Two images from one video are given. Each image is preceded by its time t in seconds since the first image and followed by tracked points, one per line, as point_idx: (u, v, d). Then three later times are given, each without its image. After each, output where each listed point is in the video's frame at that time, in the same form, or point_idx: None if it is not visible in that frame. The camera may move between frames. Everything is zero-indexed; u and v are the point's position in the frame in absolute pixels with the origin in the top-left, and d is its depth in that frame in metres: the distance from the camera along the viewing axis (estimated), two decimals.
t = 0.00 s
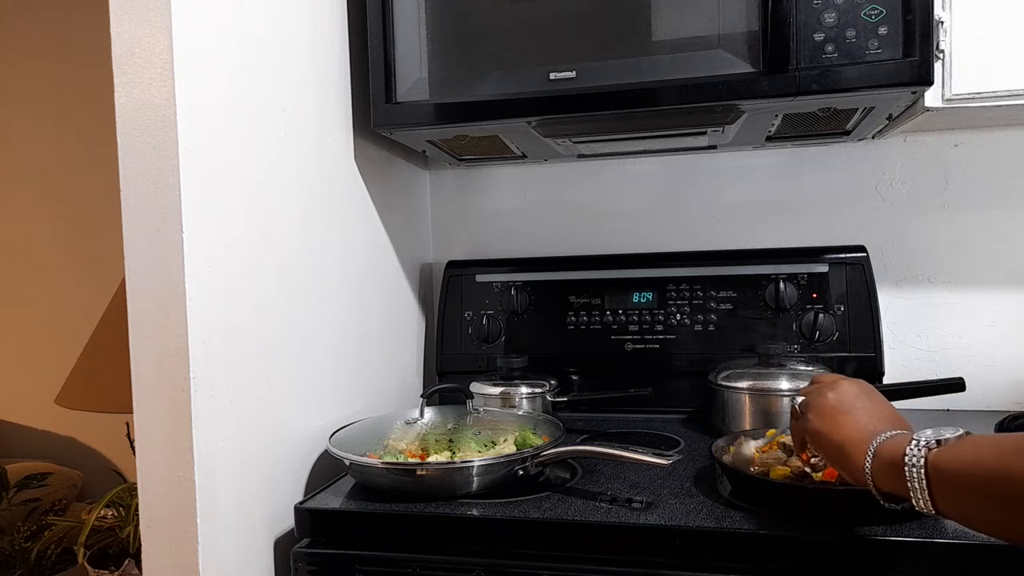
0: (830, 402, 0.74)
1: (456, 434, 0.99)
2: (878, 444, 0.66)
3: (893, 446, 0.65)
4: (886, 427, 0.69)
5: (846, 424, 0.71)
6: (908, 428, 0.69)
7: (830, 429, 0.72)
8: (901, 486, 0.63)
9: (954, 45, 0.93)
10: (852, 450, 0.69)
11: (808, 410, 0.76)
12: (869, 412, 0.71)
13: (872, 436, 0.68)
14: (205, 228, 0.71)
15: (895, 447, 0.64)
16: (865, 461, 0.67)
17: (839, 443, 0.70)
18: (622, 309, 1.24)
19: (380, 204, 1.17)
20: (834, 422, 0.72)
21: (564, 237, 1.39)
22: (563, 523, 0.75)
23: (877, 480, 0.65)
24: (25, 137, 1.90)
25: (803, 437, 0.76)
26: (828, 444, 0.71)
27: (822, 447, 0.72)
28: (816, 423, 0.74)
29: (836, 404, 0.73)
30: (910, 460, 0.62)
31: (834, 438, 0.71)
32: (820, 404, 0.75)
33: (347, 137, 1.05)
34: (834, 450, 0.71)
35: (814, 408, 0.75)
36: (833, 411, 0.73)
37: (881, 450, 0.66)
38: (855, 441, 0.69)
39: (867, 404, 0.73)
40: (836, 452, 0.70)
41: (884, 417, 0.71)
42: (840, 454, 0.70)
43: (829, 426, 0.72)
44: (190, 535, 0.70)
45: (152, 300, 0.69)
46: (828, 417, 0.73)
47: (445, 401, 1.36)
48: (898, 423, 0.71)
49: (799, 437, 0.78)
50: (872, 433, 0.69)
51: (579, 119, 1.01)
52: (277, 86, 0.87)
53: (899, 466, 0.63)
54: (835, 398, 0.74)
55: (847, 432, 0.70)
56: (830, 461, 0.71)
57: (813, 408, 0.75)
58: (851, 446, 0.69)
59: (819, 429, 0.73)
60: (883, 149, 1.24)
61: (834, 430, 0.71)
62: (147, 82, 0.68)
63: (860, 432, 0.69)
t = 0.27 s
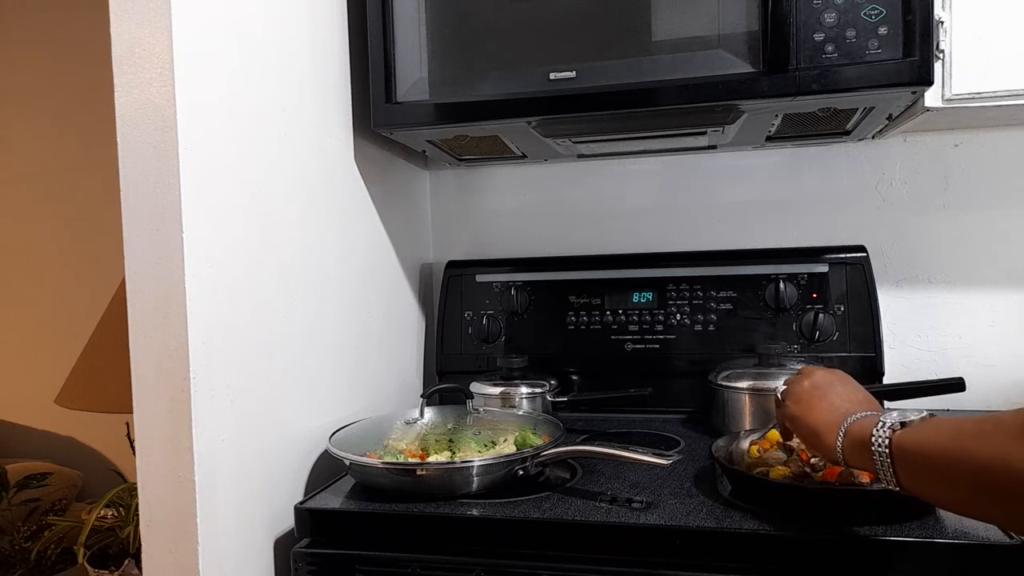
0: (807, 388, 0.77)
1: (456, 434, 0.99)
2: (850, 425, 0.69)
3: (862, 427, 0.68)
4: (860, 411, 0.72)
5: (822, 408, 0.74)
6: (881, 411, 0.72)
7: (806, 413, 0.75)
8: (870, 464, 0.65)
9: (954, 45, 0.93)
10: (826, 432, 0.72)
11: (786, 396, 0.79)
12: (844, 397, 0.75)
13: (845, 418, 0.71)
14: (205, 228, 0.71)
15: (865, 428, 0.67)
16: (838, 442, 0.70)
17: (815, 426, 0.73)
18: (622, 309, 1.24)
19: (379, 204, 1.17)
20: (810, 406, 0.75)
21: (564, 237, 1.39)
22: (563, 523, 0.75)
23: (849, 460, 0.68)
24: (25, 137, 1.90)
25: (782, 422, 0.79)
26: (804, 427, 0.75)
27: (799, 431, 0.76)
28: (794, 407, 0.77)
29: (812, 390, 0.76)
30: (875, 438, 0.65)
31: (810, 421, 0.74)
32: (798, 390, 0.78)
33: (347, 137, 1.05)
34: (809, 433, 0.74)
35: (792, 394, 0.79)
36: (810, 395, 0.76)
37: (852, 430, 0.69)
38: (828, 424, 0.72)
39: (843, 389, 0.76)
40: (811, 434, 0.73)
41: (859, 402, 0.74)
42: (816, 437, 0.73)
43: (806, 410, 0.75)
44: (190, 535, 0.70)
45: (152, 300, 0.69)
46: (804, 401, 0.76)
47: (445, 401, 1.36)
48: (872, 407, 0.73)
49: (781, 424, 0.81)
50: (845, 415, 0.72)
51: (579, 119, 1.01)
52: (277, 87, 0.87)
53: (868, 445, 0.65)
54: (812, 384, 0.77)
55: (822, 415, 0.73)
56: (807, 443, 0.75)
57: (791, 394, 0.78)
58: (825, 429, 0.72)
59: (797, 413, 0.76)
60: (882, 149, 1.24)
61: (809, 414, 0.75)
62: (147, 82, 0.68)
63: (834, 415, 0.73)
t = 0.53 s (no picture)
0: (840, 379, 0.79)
1: (456, 434, 0.99)
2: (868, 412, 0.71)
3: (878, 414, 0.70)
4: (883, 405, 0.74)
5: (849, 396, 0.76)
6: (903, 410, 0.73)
7: (830, 399, 0.77)
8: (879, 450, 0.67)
9: (954, 45, 0.93)
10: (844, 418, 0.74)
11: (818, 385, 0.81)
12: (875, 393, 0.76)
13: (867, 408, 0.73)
14: (205, 227, 0.71)
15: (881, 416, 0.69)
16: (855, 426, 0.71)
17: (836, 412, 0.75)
18: (622, 309, 1.24)
19: (379, 204, 1.17)
20: (837, 395, 0.77)
21: (564, 237, 1.39)
22: (563, 523, 0.75)
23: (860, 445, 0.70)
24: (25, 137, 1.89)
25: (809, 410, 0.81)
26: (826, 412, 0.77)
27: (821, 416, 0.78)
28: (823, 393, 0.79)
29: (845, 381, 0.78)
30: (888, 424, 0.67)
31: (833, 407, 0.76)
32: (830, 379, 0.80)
33: (347, 137, 1.05)
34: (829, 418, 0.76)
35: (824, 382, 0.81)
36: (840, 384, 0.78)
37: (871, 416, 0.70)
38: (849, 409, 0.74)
39: (874, 386, 0.77)
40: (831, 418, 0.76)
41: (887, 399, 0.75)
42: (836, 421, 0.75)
43: (832, 397, 0.77)
44: (190, 535, 0.70)
45: (152, 300, 0.69)
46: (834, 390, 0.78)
47: (445, 401, 1.36)
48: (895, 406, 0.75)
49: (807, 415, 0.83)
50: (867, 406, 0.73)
51: (579, 119, 1.01)
52: (277, 86, 0.87)
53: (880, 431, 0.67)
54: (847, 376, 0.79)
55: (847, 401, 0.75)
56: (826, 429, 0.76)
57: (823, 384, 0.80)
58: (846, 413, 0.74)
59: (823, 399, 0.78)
60: (883, 149, 1.24)
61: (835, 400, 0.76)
62: (147, 82, 0.68)
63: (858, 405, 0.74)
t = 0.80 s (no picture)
0: (864, 356, 0.78)
1: (456, 434, 0.99)
2: (900, 398, 0.70)
3: (910, 401, 0.69)
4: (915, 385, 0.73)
5: (877, 375, 0.75)
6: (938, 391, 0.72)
7: (858, 380, 0.76)
8: (912, 440, 0.66)
9: (954, 45, 0.93)
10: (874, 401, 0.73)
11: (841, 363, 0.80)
12: (903, 368, 0.75)
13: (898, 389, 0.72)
14: (205, 227, 0.71)
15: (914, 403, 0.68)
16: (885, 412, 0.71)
17: (864, 393, 0.75)
18: (622, 309, 1.24)
19: (380, 204, 1.17)
20: (864, 374, 0.76)
21: (564, 237, 1.39)
22: (563, 523, 0.75)
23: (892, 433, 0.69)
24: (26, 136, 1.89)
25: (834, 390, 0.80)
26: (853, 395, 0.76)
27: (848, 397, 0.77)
28: (848, 373, 0.78)
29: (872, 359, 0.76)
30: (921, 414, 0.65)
31: (860, 387, 0.75)
32: (856, 357, 0.79)
33: (347, 137, 1.05)
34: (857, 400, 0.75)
35: (850, 361, 0.79)
36: (867, 361, 0.77)
37: (903, 403, 0.69)
38: (877, 390, 0.73)
39: (902, 362, 0.76)
40: (859, 400, 0.75)
41: (917, 376, 0.74)
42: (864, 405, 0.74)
43: (858, 376, 0.76)
44: (190, 536, 0.70)
45: (153, 300, 0.69)
46: (861, 369, 0.77)
47: (445, 401, 1.36)
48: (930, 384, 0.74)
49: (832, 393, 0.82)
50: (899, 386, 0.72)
51: (579, 119, 1.01)
52: (277, 86, 0.87)
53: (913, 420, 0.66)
54: (872, 352, 0.78)
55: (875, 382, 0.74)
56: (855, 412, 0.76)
57: (847, 363, 0.79)
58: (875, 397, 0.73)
59: (848, 380, 0.78)
60: (883, 149, 1.24)
61: (862, 381, 0.75)
62: (147, 82, 0.68)
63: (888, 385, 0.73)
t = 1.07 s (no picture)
0: (922, 355, 0.80)
1: (456, 434, 0.99)
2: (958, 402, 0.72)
3: (968, 405, 0.71)
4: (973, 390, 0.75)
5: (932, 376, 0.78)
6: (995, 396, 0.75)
7: (916, 379, 0.79)
8: (969, 446, 0.69)
9: (954, 45, 0.93)
10: (932, 403, 0.75)
11: (895, 359, 0.83)
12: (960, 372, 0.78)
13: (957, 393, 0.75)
14: (205, 227, 0.71)
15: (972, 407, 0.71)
16: (941, 414, 0.73)
17: (921, 393, 0.77)
18: (622, 309, 1.24)
19: (380, 205, 1.17)
20: (922, 374, 0.79)
21: (564, 238, 1.39)
22: (563, 523, 0.75)
23: (947, 437, 0.72)
24: (26, 136, 1.90)
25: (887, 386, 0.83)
26: (909, 393, 0.79)
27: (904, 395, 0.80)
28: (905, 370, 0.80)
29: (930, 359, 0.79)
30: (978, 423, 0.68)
31: (917, 387, 0.78)
32: (912, 356, 0.81)
33: (347, 137, 1.05)
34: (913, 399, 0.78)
35: (904, 358, 0.82)
36: (925, 360, 0.79)
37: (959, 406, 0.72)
38: (936, 393, 0.76)
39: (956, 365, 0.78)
40: (916, 399, 0.78)
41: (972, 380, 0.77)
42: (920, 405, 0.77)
43: (918, 376, 0.79)
44: (190, 536, 0.70)
45: (153, 300, 0.69)
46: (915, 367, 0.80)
47: (445, 401, 1.36)
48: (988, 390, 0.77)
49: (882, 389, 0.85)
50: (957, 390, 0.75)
51: (579, 119, 1.01)
52: (277, 86, 0.87)
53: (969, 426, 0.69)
54: (929, 351, 0.80)
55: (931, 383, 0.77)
56: (909, 412, 0.79)
57: (904, 361, 0.81)
58: (931, 398, 0.76)
59: (905, 378, 0.80)
60: (883, 149, 1.24)
61: (919, 381, 0.78)
62: (147, 82, 0.68)
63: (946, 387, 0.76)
